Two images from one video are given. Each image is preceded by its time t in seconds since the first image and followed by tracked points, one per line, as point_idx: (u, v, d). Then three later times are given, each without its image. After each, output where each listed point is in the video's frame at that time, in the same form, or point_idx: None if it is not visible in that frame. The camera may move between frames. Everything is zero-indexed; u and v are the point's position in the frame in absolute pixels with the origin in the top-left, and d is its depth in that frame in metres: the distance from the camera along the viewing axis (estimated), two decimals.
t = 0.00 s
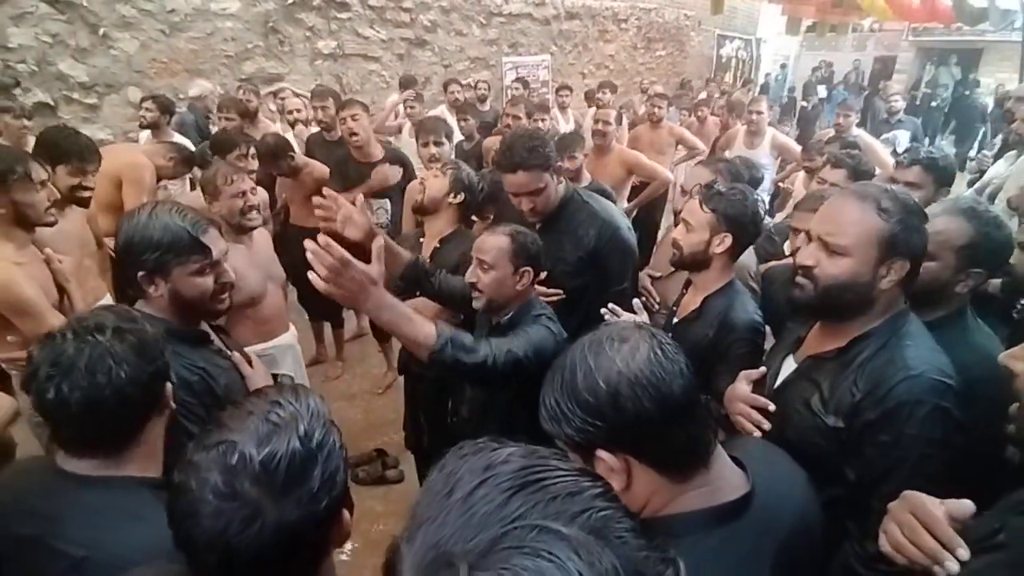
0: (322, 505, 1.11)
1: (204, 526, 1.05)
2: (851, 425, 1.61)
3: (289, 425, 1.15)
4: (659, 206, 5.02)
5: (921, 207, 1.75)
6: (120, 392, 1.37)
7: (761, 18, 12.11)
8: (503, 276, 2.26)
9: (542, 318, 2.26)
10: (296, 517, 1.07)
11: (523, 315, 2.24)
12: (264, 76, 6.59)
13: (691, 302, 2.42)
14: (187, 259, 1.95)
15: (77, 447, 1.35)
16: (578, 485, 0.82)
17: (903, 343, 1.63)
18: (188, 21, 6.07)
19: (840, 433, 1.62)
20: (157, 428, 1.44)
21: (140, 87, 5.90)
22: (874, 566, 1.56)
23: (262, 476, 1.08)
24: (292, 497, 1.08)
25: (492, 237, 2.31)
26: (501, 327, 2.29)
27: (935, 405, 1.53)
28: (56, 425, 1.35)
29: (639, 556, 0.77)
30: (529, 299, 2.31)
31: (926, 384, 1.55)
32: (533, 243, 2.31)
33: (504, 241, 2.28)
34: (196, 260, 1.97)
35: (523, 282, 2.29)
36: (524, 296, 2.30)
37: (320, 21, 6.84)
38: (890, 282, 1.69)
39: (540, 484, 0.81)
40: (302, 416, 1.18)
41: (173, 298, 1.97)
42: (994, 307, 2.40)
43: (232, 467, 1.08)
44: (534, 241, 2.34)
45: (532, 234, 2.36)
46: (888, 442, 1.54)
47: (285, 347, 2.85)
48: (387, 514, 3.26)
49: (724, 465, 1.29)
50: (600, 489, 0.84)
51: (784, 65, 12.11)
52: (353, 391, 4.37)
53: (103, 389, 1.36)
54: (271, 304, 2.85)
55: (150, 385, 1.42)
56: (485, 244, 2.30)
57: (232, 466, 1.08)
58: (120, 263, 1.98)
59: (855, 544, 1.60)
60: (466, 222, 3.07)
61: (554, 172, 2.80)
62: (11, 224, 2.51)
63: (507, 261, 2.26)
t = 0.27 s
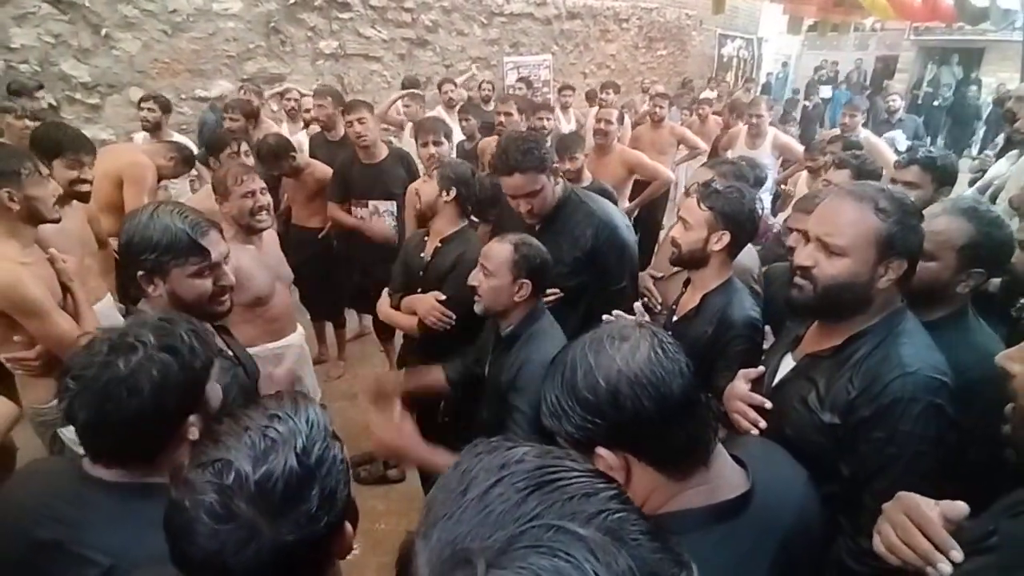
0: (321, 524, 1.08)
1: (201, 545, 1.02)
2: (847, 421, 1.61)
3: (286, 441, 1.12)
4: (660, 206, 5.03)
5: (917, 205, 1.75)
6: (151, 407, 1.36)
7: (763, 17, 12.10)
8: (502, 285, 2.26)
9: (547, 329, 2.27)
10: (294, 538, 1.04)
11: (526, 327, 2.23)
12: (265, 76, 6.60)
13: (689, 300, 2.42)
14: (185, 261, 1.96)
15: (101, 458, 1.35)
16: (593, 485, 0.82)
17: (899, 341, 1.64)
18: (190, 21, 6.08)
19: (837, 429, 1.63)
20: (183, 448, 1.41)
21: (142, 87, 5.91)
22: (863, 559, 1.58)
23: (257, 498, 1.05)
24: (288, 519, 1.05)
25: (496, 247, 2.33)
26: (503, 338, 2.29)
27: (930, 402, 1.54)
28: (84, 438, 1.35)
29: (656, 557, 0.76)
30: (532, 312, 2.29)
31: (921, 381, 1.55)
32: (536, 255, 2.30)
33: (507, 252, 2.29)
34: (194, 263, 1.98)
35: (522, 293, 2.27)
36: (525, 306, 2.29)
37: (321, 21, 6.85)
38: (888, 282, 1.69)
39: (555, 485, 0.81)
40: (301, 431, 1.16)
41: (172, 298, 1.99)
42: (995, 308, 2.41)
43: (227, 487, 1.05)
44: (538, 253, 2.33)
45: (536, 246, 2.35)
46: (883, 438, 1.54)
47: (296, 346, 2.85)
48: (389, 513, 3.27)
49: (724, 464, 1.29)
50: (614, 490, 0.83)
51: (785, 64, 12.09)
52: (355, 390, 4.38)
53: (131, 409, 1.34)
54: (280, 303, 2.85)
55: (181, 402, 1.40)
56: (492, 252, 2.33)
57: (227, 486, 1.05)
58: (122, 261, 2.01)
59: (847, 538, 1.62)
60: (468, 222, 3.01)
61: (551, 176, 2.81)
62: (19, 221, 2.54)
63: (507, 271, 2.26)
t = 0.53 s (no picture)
0: (332, 533, 1.09)
1: (213, 555, 1.03)
2: (842, 414, 1.63)
3: (298, 449, 1.13)
4: (662, 206, 5.04)
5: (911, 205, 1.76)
6: (142, 435, 1.32)
7: (766, 17, 12.09)
8: (513, 302, 2.26)
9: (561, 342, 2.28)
10: (305, 547, 1.05)
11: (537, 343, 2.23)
12: (269, 75, 6.62)
13: (690, 300, 2.42)
14: (191, 262, 1.97)
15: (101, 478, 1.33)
16: (589, 485, 0.82)
17: (891, 335, 1.65)
18: (194, 20, 6.10)
19: (833, 423, 1.64)
20: (183, 469, 1.41)
21: (146, 86, 5.94)
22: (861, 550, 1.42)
23: (268, 507, 1.05)
24: (301, 526, 1.06)
25: (511, 260, 2.32)
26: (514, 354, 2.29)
27: (923, 393, 1.55)
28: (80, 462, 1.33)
29: (651, 557, 0.75)
30: (542, 329, 2.30)
31: (913, 373, 1.57)
32: (549, 273, 2.29)
33: (520, 266, 2.30)
34: (200, 263, 1.99)
35: (530, 310, 2.28)
36: (533, 325, 2.29)
37: (324, 21, 6.87)
38: (884, 280, 1.70)
39: (550, 485, 0.81)
40: (311, 439, 1.17)
41: (177, 299, 1.99)
42: (996, 309, 2.41)
43: (237, 497, 1.05)
44: (552, 270, 2.31)
45: (550, 263, 2.34)
46: (876, 429, 1.56)
47: (292, 347, 2.89)
48: (391, 512, 3.28)
49: (726, 462, 1.30)
50: (610, 490, 0.83)
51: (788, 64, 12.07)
52: (358, 390, 4.39)
53: (119, 443, 1.29)
54: (279, 303, 2.87)
55: (175, 426, 1.37)
56: (503, 266, 2.33)
57: (237, 496, 1.05)
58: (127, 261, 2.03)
59: (844, 528, 1.47)
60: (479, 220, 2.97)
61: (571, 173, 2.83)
62: (26, 218, 2.55)
63: (516, 287, 2.27)
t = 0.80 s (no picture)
0: (339, 536, 1.09)
1: (222, 556, 1.03)
2: (835, 410, 1.64)
3: (305, 451, 1.14)
4: (662, 207, 5.04)
5: (886, 204, 1.81)
6: (104, 447, 1.30)
7: (766, 17, 12.08)
8: (541, 315, 2.26)
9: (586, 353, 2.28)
10: (313, 550, 1.05)
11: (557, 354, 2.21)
12: (269, 75, 6.63)
13: (689, 300, 2.43)
14: (195, 262, 1.98)
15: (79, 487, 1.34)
16: (568, 489, 0.83)
17: (878, 330, 1.66)
18: (195, 19, 6.10)
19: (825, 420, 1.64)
20: (156, 477, 1.39)
21: (147, 85, 5.94)
22: (855, 541, 1.58)
23: (275, 509, 1.06)
24: (308, 528, 1.06)
25: (537, 273, 2.30)
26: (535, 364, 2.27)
27: (910, 386, 1.57)
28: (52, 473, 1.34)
29: (628, 559, 0.77)
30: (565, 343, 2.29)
31: (900, 368, 1.59)
32: (578, 286, 2.27)
33: (548, 280, 2.27)
34: (202, 263, 1.99)
35: (559, 324, 2.27)
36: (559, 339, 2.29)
37: (325, 20, 6.87)
38: (865, 278, 1.73)
39: (529, 490, 0.82)
40: (318, 441, 1.17)
41: (182, 300, 1.99)
42: (993, 311, 2.42)
43: (245, 498, 1.06)
44: (580, 281, 2.30)
45: (579, 275, 2.31)
46: (865, 423, 1.59)
47: (288, 348, 2.88)
48: (390, 511, 3.29)
49: (726, 462, 1.30)
50: (591, 493, 0.85)
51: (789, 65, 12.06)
52: (357, 389, 4.39)
53: (73, 457, 1.29)
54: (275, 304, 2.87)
55: (137, 436, 1.34)
56: (530, 278, 2.31)
57: (245, 497, 1.06)
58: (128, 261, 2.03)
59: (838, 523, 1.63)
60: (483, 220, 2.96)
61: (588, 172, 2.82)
62: (26, 216, 2.56)
63: (545, 301, 2.25)
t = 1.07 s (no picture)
0: (335, 535, 1.09)
1: (221, 557, 1.03)
2: (833, 417, 1.64)
3: (301, 451, 1.14)
4: (661, 208, 5.04)
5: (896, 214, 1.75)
6: (74, 435, 1.31)
7: (767, 19, 12.09)
8: (556, 315, 2.25)
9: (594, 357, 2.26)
10: (310, 547, 1.06)
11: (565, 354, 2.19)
12: (270, 74, 6.63)
13: (689, 302, 2.42)
14: (198, 263, 1.98)
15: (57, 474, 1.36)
16: (560, 493, 0.85)
17: (883, 339, 1.66)
18: (195, 19, 6.11)
19: (823, 426, 1.66)
20: (125, 468, 1.40)
21: (147, 84, 5.95)
22: (847, 547, 1.65)
23: (273, 509, 1.05)
24: (306, 528, 1.06)
25: (549, 274, 2.28)
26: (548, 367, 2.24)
27: (911, 398, 1.57)
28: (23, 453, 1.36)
29: (619, 560, 0.79)
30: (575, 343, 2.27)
31: (903, 377, 1.58)
32: (590, 283, 2.26)
33: (560, 279, 2.25)
34: (203, 264, 1.99)
35: (574, 322, 2.26)
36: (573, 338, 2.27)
37: (326, 20, 6.88)
38: (872, 286, 1.70)
39: (521, 498, 0.82)
40: (314, 442, 1.17)
41: (182, 301, 1.99)
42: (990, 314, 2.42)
43: (242, 498, 1.06)
44: (592, 279, 2.29)
45: (590, 272, 2.30)
46: (864, 432, 1.59)
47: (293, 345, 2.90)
48: (388, 511, 3.29)
49: (724, 465, 1.30)
50: (582, 496, 0.86)
51: (790, 66, 12.06)
52: (356, 389, 4.39)
53: (39, 440, 1.31)
54: (275, 301, 2.87)
55: (106, 426, 1.35)
56: (542, 280, 2.29)
57: (243, 497, 1.06)
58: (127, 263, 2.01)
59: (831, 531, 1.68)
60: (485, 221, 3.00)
61: (599, 168, 2.82)
62: (26, 216, 2.56)
63: (558, 300, 2.24)
